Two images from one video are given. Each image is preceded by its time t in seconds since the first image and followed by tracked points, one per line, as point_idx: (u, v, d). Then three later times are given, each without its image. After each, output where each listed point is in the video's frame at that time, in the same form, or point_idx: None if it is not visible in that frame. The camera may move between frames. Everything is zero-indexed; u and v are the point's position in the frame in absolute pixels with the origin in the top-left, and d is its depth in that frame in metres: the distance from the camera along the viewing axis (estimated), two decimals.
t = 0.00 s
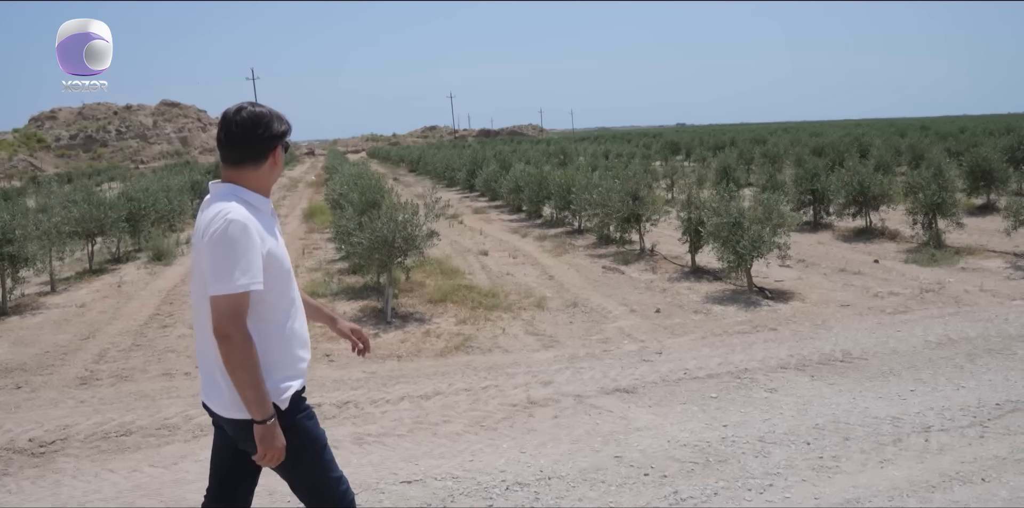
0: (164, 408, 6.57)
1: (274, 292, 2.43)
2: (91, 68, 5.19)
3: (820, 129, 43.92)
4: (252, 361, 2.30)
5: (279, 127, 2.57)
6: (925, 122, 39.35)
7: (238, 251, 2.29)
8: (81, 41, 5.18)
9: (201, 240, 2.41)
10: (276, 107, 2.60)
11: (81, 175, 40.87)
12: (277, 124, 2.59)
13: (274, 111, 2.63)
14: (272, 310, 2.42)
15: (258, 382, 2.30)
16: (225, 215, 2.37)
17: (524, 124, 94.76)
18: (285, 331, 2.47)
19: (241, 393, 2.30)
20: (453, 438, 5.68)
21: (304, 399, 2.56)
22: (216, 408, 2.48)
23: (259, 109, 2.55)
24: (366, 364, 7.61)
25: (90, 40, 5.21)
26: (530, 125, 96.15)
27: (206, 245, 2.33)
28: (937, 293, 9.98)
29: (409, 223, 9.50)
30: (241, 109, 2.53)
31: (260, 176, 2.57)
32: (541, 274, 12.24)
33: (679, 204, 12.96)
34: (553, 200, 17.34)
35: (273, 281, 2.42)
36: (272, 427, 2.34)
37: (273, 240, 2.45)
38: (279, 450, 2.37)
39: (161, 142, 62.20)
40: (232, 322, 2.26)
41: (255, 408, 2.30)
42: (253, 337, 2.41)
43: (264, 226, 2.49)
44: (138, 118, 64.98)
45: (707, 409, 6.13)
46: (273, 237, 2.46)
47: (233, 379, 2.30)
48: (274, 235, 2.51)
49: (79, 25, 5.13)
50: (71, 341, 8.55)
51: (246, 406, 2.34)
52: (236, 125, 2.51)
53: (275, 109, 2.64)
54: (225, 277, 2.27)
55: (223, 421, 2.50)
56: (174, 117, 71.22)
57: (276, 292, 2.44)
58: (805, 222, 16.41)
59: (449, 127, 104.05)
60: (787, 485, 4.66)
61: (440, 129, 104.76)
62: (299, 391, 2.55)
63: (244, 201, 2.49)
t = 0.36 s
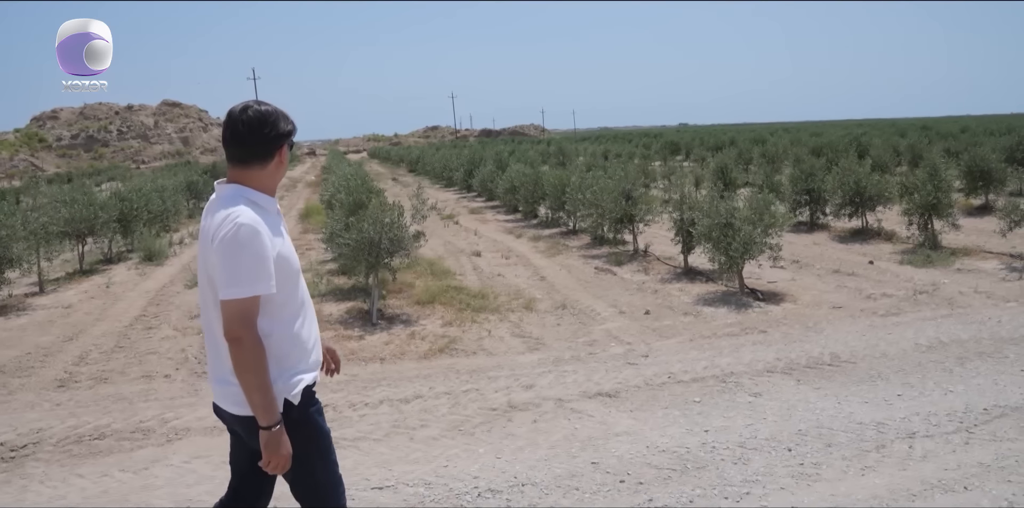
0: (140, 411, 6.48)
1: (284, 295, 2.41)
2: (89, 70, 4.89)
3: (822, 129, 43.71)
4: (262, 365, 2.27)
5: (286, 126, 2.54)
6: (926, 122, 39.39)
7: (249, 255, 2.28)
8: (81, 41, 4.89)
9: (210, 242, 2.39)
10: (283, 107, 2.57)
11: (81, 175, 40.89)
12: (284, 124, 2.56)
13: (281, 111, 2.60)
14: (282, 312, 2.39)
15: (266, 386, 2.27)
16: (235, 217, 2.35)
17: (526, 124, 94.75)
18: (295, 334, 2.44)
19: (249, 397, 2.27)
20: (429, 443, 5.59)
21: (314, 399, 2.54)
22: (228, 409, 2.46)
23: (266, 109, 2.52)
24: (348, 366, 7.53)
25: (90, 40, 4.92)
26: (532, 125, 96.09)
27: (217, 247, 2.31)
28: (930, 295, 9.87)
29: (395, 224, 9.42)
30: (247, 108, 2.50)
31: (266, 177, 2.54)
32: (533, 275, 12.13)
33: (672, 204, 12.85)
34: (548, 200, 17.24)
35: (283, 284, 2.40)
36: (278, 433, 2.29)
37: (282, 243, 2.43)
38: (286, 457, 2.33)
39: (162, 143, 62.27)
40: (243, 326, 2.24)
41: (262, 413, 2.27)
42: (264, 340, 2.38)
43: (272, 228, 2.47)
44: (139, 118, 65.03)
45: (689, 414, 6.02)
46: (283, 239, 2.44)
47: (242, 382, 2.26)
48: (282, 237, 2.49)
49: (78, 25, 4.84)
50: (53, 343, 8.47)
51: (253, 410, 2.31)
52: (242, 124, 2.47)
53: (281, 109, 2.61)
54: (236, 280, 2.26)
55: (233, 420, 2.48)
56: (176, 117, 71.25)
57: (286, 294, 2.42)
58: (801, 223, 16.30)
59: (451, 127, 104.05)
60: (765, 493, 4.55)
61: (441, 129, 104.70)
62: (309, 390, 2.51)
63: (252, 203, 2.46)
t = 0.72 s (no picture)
0: (121, 414, 6.42)
1: (291, 286, 2.43)
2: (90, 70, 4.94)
3: (825, 129, 43.52)
4: (280, 357, 2.30)
5: (290, 119, 2.53)
6: (931, 122, 39.38)
7: (260, 248, 2.28)
8: (82, 41, 4.92)
9: (214, 238, 2.37)
10: (287, 101, 2.56)
11: (84, 175, 40.94)
12: (287, 117, 2.55)
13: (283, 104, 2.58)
14: (291, 305, 2.41)
15: (287, 377, 2.31)
16: (241, 211, 2.34)
17: (530, 124, 94.73)
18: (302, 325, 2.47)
19: (273, 389, 2.31)
20: (408, 448, 5.51)
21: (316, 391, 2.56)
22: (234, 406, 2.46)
23: (270, 102, 2.50)
24: (334, 368, 7.45)
25: (90, 41, 4.96)
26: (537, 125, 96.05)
27: (225, 242, 2.30)
28: (927, 297, 9.75)
29: (384, 225, 9.37)
30: (250, 101, 2.47)
31: (271, 171, 2.53)
32: (528, 276, 12.04)
33: (668, 204, 12.72)
34: (545, 201, 17.15)
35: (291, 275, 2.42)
36: (302, 423, 2.35)
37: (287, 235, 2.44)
38: (311, 446, 2.40)
39: (167, 143, 62.39)
40: (262, 319, 2.25)
41: (286, 403, 2.31)
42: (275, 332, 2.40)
43: (275, 221, 2.47)
44: (143, 118, 65.16)
45: (674, 419, 5.91)
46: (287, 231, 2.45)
47: (262, 375, 2.29)
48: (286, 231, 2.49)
49: (78, 24, 4.88)
50: (40, 345, 8.42)
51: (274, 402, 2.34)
52: (247, 117, 2.45)
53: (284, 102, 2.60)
54: (251, 274, 2.26)
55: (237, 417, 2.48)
56: (180, 117, 71.35)
57: (293, 285, 2.44)
58: (801, 224, 16.16)
59: (456, 127, 104.03)
60: (744, 501, 4.44)
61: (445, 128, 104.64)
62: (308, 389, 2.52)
63: (256, 196, 2.45)
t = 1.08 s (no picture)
0: (100, 413, 6.36)
1: (292, 271, 2.52)
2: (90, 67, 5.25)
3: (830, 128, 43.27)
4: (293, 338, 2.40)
5: (286, 110, 2.61)
6: (937, 122, 39.19)
7: (263, 233, 2.37)
8: (82, 41, 5.20)
9: (217, 230, 2.44)
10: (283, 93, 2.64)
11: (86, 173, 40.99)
12: (283, 108, 2.63)
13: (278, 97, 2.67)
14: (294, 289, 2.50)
15: (305, 357, 2.41)
16: (241, 201, 2.42)
17: (534, 123, 94.60)
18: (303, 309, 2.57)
19: (292, 371, 2.40)
20: (385, 449, 5.44)
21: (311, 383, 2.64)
22: (233, 402, 2.53)
23: (265, 94, 2.59)
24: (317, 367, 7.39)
25: (90, 40, 5.22)
26: (541, 124, 95.91)
27: (228, 232, 2.38)
28: (923, 297, 9.64)
29: (371, 224, 9.32)
30: (246, 94, 2.56)
31: (268, 161, 2.62)
32: (521, 275, 11.95)
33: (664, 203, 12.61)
34: (543, 200, 17.06)
35: (292, 261, 2.51)
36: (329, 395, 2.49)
37: (286, 221, 2.53)
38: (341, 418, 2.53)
39: (170, 141, 62.48)
40: (271, 303, 2.33)
41: (310, 381, 2.42)
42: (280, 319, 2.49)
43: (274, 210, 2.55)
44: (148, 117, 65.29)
45: (657, 421, 5.82)
46: (285, 218, 2.54)
47: (280, 358, 2.39)
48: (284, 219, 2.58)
49: (78, 25, 5.13)
50: (26, 344, 8.38)
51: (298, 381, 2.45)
52: (243, 110, 2.53)
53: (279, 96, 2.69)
54: (257, 259, 2.34)
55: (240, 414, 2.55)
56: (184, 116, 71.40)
57: (293, 270, 2.53)
58: (800, 223, 16.03)
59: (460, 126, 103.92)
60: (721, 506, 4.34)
61: (451, 128, 104.48)
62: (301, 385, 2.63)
63: (254, 186, 2.54)
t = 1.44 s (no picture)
0: (79, 412, 6.32)
1: (298, 268, 2.48)
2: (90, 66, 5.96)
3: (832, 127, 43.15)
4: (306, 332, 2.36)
5: (286, 110, 2.58)
6: (940, 121, 39.06)
7: (268, 229, 2.34)
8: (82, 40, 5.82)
9: (218, 231, 2.40)
10: (284, 94, 2.62)
11: (88, 171, 41.08)
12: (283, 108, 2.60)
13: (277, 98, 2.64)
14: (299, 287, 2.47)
15: (319, 348, 2.37)
16: (243, 200, 2.39)
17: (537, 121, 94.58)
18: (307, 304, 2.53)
19: (309, 363, 2.36)
20: (361, 450, 5.38)
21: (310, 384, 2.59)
22: (230, 402, 2.47)
23: (266, 94, 2.55)
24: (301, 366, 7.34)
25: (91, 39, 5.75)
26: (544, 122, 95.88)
27: (231, 232, 2.34)
28: (916, 296, 9.56)
29: (359, 222, 9.28)
30: (245, 95, 2.52)
31: (271, 162, 2.58)
32: (513, 274, 11.88)
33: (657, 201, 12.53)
34: (539, 198, 17.00)
35: (296, 256, 2.48)
36: (349, 385, 2.46)
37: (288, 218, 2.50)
38: (364, 405, 2.49)
39: (173, 140, 62.59)
40: (281, 297, 2.29)
41: (328, 371, 2.39)
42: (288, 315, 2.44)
43: (276, 208, 2.52)
44: (151, 115, 65.43)
45: (638, 421, 5.74)
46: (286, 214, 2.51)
47: (293, 352, 2.34)
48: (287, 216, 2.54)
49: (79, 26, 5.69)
50: (11, 342, 8.34)
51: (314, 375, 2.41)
52: (245, 111, 2.50)
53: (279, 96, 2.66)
54: (264, 255, 2.30)
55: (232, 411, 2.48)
56: (187, 114, 71.53)
57: (297, 266, 2.50)
58: (797, 221, 15.94)
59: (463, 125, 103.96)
60: None
61: (454, 126, 104.63)
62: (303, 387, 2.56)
63: (257, 187, 2.50)
